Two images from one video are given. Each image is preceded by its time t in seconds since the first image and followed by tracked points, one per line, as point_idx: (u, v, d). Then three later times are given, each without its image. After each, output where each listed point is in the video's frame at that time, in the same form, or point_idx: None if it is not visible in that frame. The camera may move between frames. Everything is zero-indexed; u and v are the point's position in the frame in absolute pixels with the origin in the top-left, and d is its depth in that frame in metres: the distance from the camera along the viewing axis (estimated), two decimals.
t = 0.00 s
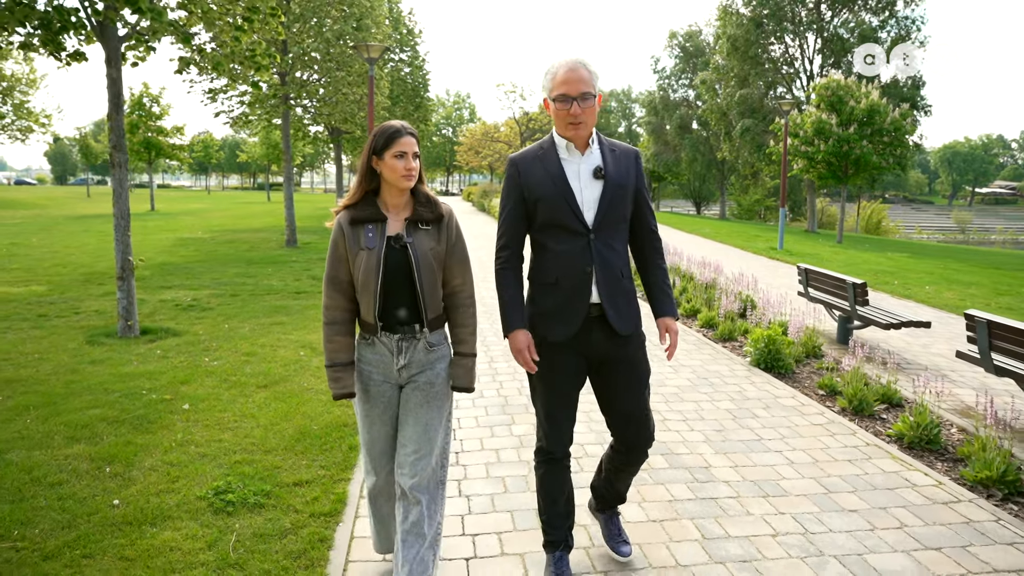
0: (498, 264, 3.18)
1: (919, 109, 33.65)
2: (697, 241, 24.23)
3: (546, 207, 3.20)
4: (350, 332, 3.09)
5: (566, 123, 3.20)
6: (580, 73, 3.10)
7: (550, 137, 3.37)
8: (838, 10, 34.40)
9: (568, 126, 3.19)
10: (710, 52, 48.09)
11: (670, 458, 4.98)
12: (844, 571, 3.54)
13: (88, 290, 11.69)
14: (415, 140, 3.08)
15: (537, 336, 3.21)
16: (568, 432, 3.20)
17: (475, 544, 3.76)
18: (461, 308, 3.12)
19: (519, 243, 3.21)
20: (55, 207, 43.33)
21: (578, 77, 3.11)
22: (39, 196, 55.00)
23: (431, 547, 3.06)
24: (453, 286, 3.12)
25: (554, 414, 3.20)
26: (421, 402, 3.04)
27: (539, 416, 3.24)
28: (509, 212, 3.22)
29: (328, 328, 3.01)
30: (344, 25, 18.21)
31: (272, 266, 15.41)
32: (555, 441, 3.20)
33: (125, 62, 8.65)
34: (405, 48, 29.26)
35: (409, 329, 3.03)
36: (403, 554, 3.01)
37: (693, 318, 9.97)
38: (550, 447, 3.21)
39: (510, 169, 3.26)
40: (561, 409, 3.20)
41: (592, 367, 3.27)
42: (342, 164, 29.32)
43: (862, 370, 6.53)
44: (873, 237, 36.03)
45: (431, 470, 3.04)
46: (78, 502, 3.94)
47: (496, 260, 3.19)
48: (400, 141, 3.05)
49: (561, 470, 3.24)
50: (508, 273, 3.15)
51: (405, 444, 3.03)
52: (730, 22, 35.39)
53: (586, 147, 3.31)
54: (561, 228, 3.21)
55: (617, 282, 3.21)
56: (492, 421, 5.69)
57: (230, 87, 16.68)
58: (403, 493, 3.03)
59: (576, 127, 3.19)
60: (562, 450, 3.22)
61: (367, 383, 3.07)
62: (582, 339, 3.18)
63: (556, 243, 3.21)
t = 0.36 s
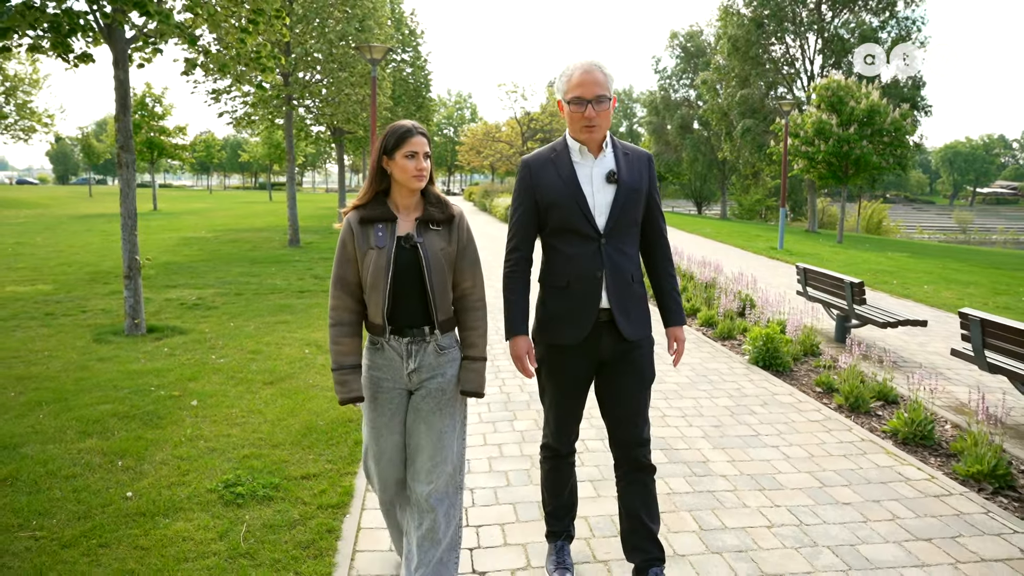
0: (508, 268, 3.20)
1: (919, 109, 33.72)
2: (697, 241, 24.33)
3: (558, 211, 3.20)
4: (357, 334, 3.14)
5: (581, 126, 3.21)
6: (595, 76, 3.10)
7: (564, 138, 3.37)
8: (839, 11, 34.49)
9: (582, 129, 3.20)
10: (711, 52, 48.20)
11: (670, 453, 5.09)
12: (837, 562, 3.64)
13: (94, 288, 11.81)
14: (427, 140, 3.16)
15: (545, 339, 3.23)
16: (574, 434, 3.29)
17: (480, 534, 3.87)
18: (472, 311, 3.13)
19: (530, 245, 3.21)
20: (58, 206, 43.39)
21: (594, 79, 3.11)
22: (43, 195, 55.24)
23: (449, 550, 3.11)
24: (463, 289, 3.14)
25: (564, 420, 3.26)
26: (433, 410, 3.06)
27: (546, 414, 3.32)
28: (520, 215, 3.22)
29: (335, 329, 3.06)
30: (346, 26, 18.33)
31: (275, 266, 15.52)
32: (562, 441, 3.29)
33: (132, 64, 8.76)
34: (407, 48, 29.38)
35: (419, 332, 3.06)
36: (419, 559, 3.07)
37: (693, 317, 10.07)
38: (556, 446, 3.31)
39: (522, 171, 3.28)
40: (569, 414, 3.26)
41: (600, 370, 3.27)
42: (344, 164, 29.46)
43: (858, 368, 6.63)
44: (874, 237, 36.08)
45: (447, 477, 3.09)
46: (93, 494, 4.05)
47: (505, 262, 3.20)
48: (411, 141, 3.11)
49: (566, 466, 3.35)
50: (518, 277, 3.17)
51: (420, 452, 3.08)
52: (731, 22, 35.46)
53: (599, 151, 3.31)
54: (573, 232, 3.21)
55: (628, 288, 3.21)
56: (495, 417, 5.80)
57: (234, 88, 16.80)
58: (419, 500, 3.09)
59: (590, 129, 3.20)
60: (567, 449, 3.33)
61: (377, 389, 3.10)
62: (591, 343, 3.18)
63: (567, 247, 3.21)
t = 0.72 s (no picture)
0: (534, 265, 3.21)
1: (919, 109, 33.76)
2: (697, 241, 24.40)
3: (585, 209, 3.17)
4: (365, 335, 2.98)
5: (614, 123, 3.15)
6: (629, 73, 3.05)
7: (599, 137, 3.32)
8: (839, 10, 34.54)
9: (615, 126, 3.14)
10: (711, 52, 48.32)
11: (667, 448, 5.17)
12: (830, 553, 3.73)
13: (98, 288, 11.91)
14: (436, 140, 3.05)
15: (567, 340, 3.20)
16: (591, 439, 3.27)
17: (480, 527, 3.96)
18: (478, 312, 3.11)
19: (556, 244, 3.20)
20: (60, 207, 43.56)
21: (628, 76, 3.06)
22: (45, 195, 55.43)
23: (454, 538, 3.21)
24: (470, 289, 3.10)
25: (583, 423, 3.25)
26: (446, 409, 3.05)
27: (565, 417, 3.30)
28: (549, 211, 3.22)
29: (342, 332, 2.88)
30: (347, 27, 18.42)
31: (277, 265, 15.61)
32: (577, 448, 3.28)
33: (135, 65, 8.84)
34: (408, 49, 29.48)
35: (433, 331, 2.98)
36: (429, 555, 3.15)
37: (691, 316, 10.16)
38: (569, 453, 3.32)
39: (553, 169, 3.26)
40: (587, 417, 3.24)
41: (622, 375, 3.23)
42: (345, 164, 29.58)
43: (855, 366, 6.71)
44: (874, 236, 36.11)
45: (458, 474, 3.15)
46: (102, 488, 4.14)
47: (532, 258, 3.20)
48: (421, 140, 3.00)
49: (577, 473, 3.35)
50: (543, 276, 3.17)
51: (433, 450, 3.08)
52: (732, 22, 35.53)
53: (633, 149, 3.24)
54: (598, 231, 3.17)
55: (653, 292, 3.14)
56: (495, 413, 5.88)
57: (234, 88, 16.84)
58: (430, 496, 3.12)
59: (623, 127, 3.13)
60: (581, 455, 3.32)
61: (384, 389, 2.94)
62: (613, 347, 3.15)
63: (593, 247, 3.18)
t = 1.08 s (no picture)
0: (556, 261, 3.15)
1: (919, 109, 33.83)
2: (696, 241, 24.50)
3: (605, 205, 3.10)
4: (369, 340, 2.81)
5: (636, 120, 3.04)
6: (655, 70, 2.94)
7: (622, 135, 3.23)
8: (839, 10, 34.60)
9: (637, 124, 3.04)
10: (711, 52, 48.42)
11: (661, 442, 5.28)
12: (817, 544, 3.83)
13: (100, 287, 12.03)
14: (443, 139, 2.96)
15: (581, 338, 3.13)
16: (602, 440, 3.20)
17: (476, 518, 4.05)
18: (476, 312, 3.15)
19: (577, 240, 3.14)
20: (62, 207, 43.72)
21: (654, 73, 2.95)
22: (46, 195, 55.58)
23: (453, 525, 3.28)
24: (470, 290, 3.14)
25: (593, 420, 3.17)
26: (447, 407, 3.02)
27: (574, 418, 3.21)
28: (570, 208, 3.17)
29: (348, 335, 2.74)
30: (348, 27, 18.53)
31: (278, 264, 15.72)
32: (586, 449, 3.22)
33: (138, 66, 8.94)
34: (409, 49, 29.59)
35: (436, 331, 2.94)
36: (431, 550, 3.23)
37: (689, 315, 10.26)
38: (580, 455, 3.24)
39: (577, 165, 3.19)
40: (597, 416, 3.16)
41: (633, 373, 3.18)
42: (346, 164, 29.70)
43: (848, 363, 6.79)
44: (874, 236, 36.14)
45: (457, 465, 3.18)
46: (106, 480, 4.24)
47: (553, 255, 3.14)
48: (428, 141, 2.92)
49: (579, 476, 3.31)
50: (565, 272, 3.11)
51: (436, 446, 3.08)
52: (732, 22, 35.58)
53: (655, 149, 3.16)
54: (617, 229, 3.11)
55: (670, 292, 3.06)
56: (492, 409, 5.98)
57: (235, 88, 16.92)
58: (431, 491, 3.15)
59: (646, 125, 3.03)
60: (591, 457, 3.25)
61: (391, 391, 2.86)
62: (627, 346, 3.08)
63: (611, 245, 3.12)
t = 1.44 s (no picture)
0: (553, 256, 3.15)
1: (918, 108, 33.93)
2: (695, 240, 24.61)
3: (605, 204, 3.11)
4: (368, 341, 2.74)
5: (640, 122, 3.05)
6: (661, 72, 2.94)
7: (624, 133, 3.25)
8: (838, 10, 34.69)
9: (641, 125, 3.04)
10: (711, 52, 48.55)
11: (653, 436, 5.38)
12: (801, 532, 3.95)
13: (103, 286, 12.15)
14: (440, 138, 2.94)
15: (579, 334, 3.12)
16: (607, 439, 3.08)
17: (471, 508, 4.18)
18: (473, 315, 3.18)
19: (574, 236, 3.15)
20: (64, 207, 43.91)
21: (660, 75, 2.96)
22: (48, 195, 55.75)
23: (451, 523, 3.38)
24: (467, 292, 3.17)
25: (595, 418, 3.10)
26: (442, 412, 3.03)
27: (577, 416, 3.14)
28: (570, 204, 3.17)
29: (348, 339, 2.67)
30: (349, 29, 18.67)
31: (279, 263, 15.85)
32: (593, 449, 3.09)
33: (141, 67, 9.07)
34: (409, 49, 29.73)
35: (437, 336, 2.95)
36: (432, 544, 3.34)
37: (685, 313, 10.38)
38: (591, 456, 3.08)
39: (578, 161, 3.19)
40: (600, 413, 3.10)
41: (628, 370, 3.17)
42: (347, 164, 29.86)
43: (840, 359, 6.90)
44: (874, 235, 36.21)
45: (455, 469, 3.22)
46: (112, 471, 4.37)
47: (549, 250, 3.15)
48: (426, 139, 2.89)
49: (596, 483, 3.10)
50: (561, 266, 3.13)
51: (435, 452, 3.11)
52: (731, 22, 35.67)
53: (657, 150, 3.18)
54: (616, 227, 3.12)
55: (666, 290, 3.09)
56: (489, 404, 6.10)
57: (236, 89, 17.04)
58: (430, 494, 3.20)
59: (649, 126, 3.04)
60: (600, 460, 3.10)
61: (393, 400, 2.83)
62: (622, 341, 3.07)
63: (609, 243, 3.13)
